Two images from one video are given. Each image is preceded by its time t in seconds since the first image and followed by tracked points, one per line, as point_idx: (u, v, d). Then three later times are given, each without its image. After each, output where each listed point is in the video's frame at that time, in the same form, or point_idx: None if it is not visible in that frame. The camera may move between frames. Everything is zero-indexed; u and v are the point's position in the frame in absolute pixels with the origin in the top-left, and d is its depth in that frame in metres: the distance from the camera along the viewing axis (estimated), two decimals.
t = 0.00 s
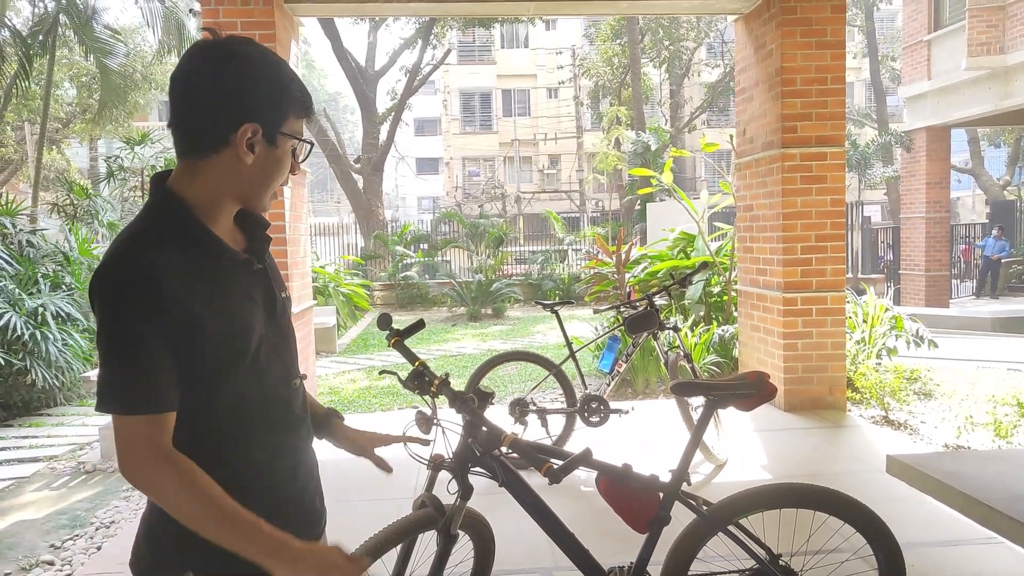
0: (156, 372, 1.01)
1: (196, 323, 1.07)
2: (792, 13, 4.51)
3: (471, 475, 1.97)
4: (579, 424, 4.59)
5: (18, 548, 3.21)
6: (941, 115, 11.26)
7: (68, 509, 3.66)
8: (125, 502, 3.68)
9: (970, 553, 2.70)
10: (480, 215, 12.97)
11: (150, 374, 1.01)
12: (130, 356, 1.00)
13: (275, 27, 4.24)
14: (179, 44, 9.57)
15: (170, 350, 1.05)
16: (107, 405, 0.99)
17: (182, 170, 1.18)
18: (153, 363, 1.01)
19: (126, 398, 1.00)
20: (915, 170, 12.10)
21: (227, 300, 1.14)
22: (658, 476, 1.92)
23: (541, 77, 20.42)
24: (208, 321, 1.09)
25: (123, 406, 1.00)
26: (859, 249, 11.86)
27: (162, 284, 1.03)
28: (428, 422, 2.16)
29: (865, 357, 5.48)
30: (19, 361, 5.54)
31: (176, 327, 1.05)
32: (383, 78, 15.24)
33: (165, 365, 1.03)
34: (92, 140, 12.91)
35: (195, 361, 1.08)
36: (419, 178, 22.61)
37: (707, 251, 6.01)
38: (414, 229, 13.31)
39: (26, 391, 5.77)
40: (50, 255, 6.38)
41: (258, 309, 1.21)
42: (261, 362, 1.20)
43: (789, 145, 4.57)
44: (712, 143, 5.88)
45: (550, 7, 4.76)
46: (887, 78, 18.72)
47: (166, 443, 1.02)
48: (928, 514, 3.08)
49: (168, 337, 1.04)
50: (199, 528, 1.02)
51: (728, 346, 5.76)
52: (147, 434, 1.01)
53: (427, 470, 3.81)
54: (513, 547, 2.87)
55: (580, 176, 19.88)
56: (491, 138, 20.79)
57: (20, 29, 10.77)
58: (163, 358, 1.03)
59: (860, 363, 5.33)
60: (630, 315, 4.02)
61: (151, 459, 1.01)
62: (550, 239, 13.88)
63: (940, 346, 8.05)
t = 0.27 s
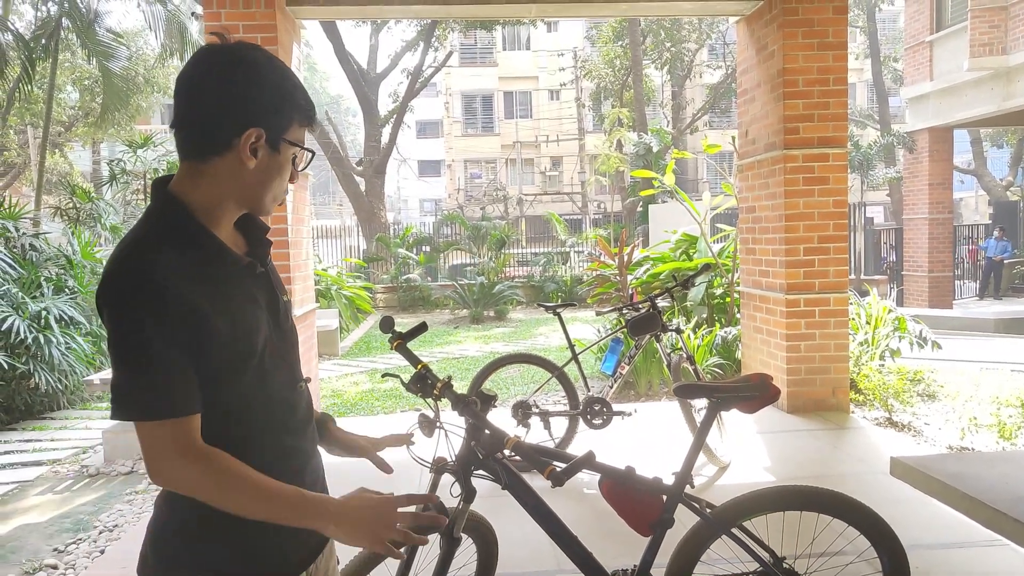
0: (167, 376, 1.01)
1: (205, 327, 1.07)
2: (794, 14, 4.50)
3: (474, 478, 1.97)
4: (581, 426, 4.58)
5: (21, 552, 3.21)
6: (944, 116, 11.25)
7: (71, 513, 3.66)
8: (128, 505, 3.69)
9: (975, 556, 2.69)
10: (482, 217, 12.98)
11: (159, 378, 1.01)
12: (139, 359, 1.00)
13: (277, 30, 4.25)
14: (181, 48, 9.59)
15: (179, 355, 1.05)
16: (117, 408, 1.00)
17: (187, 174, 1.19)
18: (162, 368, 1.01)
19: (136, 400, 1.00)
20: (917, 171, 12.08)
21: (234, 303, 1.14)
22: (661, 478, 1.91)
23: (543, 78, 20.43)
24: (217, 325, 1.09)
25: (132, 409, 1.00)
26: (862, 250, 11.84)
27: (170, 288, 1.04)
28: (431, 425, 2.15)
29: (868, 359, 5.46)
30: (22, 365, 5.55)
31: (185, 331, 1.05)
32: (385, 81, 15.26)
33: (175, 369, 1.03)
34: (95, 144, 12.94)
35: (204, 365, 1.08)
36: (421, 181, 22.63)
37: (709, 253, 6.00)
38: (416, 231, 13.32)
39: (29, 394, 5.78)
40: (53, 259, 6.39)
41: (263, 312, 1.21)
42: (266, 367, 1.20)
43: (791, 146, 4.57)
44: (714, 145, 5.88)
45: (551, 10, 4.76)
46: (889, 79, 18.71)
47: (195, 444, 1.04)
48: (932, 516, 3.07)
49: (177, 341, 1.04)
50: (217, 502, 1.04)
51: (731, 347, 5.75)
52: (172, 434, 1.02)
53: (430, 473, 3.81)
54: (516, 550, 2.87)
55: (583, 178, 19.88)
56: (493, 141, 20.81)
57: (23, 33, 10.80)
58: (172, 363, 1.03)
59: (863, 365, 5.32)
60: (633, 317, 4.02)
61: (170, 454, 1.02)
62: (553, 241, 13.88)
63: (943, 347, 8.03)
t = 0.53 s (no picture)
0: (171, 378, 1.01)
1: (212, 329, 1.07)
2: (794, 15, 4.50)
3: (475, 480, 1.97)
4: (583, 427, 4.57)
5: (22, 556, 3.21)
6: (945, 116, 11.24)
7: (72, 517, 3.66)
8: (129, 509, 3.69)
9: (978, 557, 2.68)
10: (483, 219, 12.99)
11: (165, 380, 1.01)
12: (145, 363, 1.00)
13: (277, 33, 4.25)
14: (182, 51, 9.60)
15: (186, 358, 1.05)
16: (119, 410, 0.99)
17: (194, 177, 1.18)
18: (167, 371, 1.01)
19: (140, 402, 0.99)
20: (918, 172, 12.07)
21: (239, 307, 1.14)
22: (663, 480, 1.90)
23: (544, 81, 20.45)
24: (222, 329, 1.10)
25: (134, 410, 0.99)
26: (863, 251, 11.83)
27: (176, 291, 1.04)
28: (432, 427, 2.15)
29: (870, 359, 5.45)
30: (23, 368, 5.56)
31: (192, 333, 1.05)
32: (386, 83, 15.27)
33: (180, 370, 1.03)
34: (97, 147, 12.96)
35: (209, 367, 1.09)
36: (422, 183, 22.64)
37: (710, 254, 6.00)
38: (417, 234, 13.33)
39: (30, 398, 5.78)
40: (54, 262, 6.39)
41: (267, 314, 1.21)
42: (270, 369, 1.21)
43: (791, 147, 4.56)
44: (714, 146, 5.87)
45: (552, 11, 4.76)
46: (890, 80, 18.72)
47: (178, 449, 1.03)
48: (934, 517, 3.06)
49: (183, 343, 1.04)
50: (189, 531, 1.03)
51: (732, 349, 5.74)
52: (158, 443, 1.01)
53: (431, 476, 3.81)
54: (517, 552, 2.87)
55: (583, 180, 19.88)
56: (494, 143, 20.84)
57: (24, 37, 10.82)
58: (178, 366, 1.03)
59: (864, 366, 5.31)
60: (634, 318, 4.01)
61: (163, 462, 1.02)
62: (554, 243, 13.88)
63: (945, 348, 8.02)
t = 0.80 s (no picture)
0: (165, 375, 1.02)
1: (208, 328, 1.08)
2: (794, 13, 4.50)
3: (476, 479, 1.96)
4: (584, 426, 4.57)
5: (24, 556, 3.21)
6: (945, 114, 11.23)
7: (74, 517, 3.67)
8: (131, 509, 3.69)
9: (982, 555, 2.67)
10: (484, 219, 12.99)
11: (157, 377, 1.01)
12: (139, 362, 1.00)
13: (278, 33, 4.25)
14: (182, 52, 9.61)
15: (179, 356, 1.05)
16: (112, 405, 1.00)
17: (204, 177, 1.19)
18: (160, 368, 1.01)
19: (134, 398, 1.00)
20: (919, 170, 12.06)
21: (240, 306, 1.14)
22: (664, 479, 1.91)
23: (544, 80, 20.45)
24: (221, 328, 1.10)
25: (129, 405, 1.00)
26: (864, 249, 11.82)
27: (175, 289, 1.04)
28: (434, 427, 2.15)
29: (872, 358, 5.45)
30: (25, 369, 5.56)
31: (188, 332, 1.05)
32: (386, 83, 15.27)
33: (171, 368, 1.03)
34: (98, 148, 12.98)
35: (205, 366, 1.09)
36: (423, 183, 22.65)
37: (711, 253, 6.00)
38: (418, 234, 13.33)
39: (32, 399, 5.79)
40: (55, 263, 6.39)
41: (271, 314, 1.21)
42: (272, 369, 1.21)
43: (792, 146, 4.56)
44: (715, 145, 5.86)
45: (552, 11, 4.76)
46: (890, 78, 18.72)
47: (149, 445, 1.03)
48: (936, 515, 3.06)
49: (177, 341, 1.04)
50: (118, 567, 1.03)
51: (734, 348, 5.74)
52: (124, 445, 1.01)
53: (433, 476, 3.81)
54: (519, 551, 2.87)
55: (584, 179, 19.90)
56: (494, 142, 20.85)
57: (25, 39, 10.83)
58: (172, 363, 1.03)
59: (866, 364, 5.31)
60: (635, 317, 4.01)
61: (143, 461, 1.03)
62: (555, 242, 13.88)
63: (947, 346, 8.00)
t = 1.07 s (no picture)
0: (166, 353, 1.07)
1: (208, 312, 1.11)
2: (799, 10, 4.48)
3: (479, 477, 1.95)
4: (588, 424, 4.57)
5: (29, 552, 3.23)
6: (951, 111, 11.18)
7: (79, 513, 3.68)
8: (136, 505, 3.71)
9: (987, 554, 2.66)
10: (487, 216, 12.98)
11: (157, 354, 1.06)
12: (139, 340, 1.05)
13: (281, 30, 4.25)
14: (186, 49, 9.61)
15: (184, 340, 1.10)
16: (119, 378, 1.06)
17: (230, 170, 1.21)
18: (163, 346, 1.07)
19: (136, 372, 1.06)
20: (924, 167, 12.01)
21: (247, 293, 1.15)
22: (669, 476, 1.90)
23: (548, 77, 20.41)
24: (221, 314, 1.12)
25: (135, 380, 1.06)
26: (869, 246, 11.79)
27: (179, 275, 1.08)
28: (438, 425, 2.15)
29: (876, 356, 5.44)
30: (30, 366, 5.58)
31: (188, 315, 1.09)
32: (389, 80, 15.25)
33: (169, 349, 1.08)
34: (102, 145, 12.99)
35: (209, 349, 1.12)
36: (426, 180, 22.65)
37: (715, 250, 5.99)
38: (422, 231, 13.33)
39: (37, 395, 5.82)
40: (60, 260, 6.39)
41: (284, 304, 1.21)
42: (284, 361, 1.20)
43: (797, 143, 4.54)
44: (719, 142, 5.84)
45: (556, 7, 4.75)
46: (895, 75, 18.65)
47: (148, 414, 1.09)
48: (941, 513, 3.05)
49: (179, 322, 1.08)
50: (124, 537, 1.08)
51: (737, 345, 5.73)
52: (126, 421, 1.07)
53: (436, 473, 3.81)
54: (523, 548, 2.87)
55: (588, 176, 19.87)
56: (498, 139, 20.83)
57: (29, 36, 10.85)
58: (171, 345, 1.08)
59: (870, 362, 5.29)
60: (639, 315, 4.01)
61: (138, 432, 1.08)
62: (558, 240, 13.86)
63: (951, 344, 7.97)
